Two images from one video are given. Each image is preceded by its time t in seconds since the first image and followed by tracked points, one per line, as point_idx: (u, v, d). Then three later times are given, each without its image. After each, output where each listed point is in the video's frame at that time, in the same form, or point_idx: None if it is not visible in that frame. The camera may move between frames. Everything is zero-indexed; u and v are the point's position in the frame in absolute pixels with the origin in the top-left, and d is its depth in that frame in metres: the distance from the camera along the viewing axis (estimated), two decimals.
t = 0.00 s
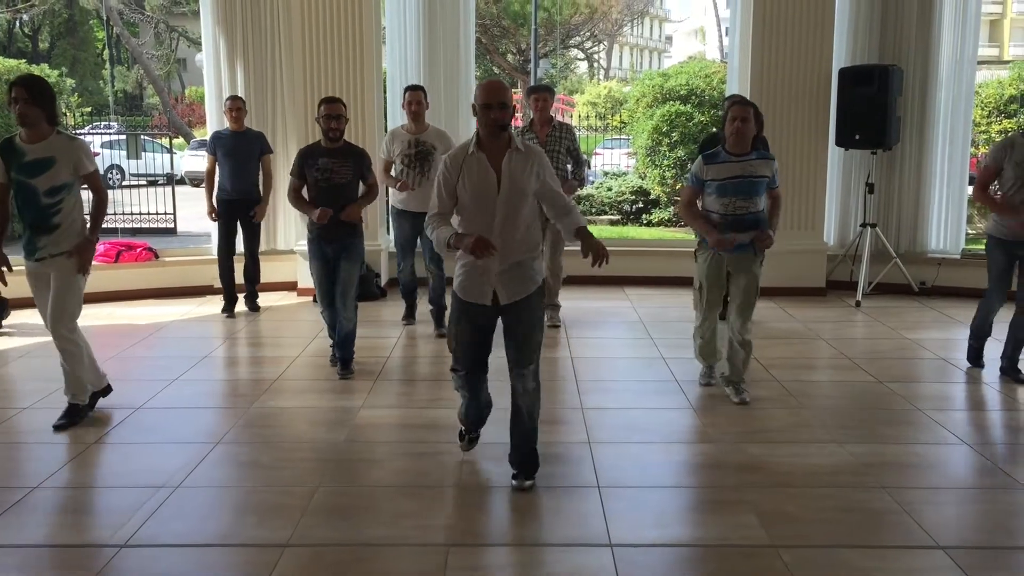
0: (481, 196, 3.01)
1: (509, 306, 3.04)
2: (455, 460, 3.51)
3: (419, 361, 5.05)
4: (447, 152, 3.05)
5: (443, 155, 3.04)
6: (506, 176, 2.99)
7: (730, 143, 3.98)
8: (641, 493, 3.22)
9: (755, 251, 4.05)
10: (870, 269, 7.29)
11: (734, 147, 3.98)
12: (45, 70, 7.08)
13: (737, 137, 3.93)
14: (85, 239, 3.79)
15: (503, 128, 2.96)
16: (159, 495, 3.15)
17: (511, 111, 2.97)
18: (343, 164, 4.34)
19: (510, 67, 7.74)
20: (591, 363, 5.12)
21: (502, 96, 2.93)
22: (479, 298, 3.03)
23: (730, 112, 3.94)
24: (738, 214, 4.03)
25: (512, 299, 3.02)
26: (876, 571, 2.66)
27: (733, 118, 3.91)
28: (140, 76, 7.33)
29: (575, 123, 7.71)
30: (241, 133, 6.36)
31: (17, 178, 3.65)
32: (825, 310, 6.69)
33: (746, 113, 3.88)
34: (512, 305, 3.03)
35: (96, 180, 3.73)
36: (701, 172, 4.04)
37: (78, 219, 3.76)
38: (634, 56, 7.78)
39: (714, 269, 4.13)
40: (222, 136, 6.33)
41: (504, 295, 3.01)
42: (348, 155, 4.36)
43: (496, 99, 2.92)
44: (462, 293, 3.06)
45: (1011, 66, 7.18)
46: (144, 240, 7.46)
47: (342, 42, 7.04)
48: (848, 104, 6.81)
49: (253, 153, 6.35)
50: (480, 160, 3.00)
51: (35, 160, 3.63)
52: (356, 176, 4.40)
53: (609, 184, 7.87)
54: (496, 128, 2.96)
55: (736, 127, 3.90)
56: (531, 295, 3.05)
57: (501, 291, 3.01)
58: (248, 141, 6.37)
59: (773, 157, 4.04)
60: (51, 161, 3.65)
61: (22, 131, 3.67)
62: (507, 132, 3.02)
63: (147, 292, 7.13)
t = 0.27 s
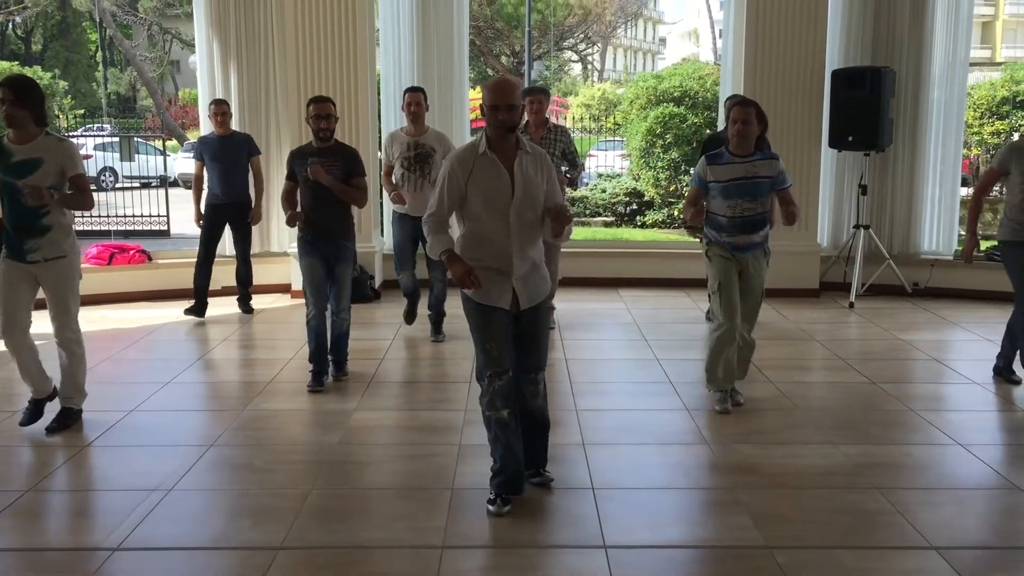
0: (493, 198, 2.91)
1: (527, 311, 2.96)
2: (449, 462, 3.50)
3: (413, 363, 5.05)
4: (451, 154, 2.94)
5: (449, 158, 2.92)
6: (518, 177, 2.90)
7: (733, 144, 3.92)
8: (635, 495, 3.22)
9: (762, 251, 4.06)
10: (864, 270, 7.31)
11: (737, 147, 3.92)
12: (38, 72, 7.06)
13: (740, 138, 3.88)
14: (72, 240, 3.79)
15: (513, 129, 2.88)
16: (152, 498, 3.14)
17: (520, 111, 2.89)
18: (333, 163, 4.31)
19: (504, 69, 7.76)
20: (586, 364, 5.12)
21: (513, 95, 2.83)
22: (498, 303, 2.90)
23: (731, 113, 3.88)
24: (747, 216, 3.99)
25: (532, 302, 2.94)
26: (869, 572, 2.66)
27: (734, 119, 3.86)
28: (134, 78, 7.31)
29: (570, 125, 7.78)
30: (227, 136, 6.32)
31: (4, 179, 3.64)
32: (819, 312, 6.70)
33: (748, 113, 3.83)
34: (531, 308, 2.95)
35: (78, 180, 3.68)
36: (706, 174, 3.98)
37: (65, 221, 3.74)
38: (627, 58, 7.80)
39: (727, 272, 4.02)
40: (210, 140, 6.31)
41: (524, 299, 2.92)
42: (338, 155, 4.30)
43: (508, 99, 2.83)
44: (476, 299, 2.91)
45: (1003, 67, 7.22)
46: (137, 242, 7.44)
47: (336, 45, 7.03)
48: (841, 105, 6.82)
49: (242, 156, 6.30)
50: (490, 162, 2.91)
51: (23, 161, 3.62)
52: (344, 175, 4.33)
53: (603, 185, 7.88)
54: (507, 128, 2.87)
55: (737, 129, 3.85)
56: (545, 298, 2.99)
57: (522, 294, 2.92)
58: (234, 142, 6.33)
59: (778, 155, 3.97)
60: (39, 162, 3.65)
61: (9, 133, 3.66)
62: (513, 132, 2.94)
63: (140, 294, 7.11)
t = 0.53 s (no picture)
0: (485, 203, 2.90)
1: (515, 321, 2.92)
2: (443, 465, 3.50)
3: (407, 365, 5.04)
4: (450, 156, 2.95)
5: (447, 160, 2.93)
6: (511, 184, 2.88)
7: (733, 146, 3.90)
8: (629, 496, 3.22)
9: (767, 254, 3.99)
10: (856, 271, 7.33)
11: (737, 148, 3.89)
12: (30, 75, 7.06)
13: (739, 141, 3.85)
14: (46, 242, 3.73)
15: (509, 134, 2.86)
16: (144, 501, 3.13)
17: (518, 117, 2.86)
18: (318, 167, 4.24)
19: (497, 70, 7.78)
20: (579, 366, 5.12)
21: (509, 100, 2.80)
22: (482, 311, 2.89)
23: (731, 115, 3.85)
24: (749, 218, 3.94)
25: (516, 313, 2.90)
26: (861, 572, 2.67)
27: (733, 121, 3.83)
28: (127, 80, 7.31)
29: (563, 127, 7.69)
30: (204, 139, 6.24)
31: None
32: (812, 313, 6.71)
33: (746, 115, 3.80)
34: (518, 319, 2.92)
35: (47, 180, 3.59)
36: (707, 174, 3.96)
37: (40, 223, 3.70)
38: (621, 60, 7.83)
39: (731, 277, 3.97)
40: (187, 144, 6.23)
41: (509, 308, 2.89)
42: (322, 159, 4.25)
43: (503, 104, 2.80)
44: (461, 304, 2.91)
45: (994, 69, 7.26)
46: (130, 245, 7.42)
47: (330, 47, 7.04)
48: (833, 107, 6.85)
49: (219, 160, 6.26)
50: (486, 166, 2.90)
51: None
52: (327, 178, 4.27)
53: (596, 187, 7.89)
54: (503, 133, 2.84)
55: (736, 131, 3.82)
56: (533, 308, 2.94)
57: (505, 303, 2.88)
58: (214, 145, 6.27)
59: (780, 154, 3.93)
60: (13, 165, 3.56)
61: None
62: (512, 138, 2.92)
63: (133, 297, 7.09)
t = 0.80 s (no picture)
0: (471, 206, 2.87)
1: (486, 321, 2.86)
2: (439, 466, 3.50)
3: (402, 367, 5.04)
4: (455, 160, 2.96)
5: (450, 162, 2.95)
6: (494, 188, 2.83)
7: (735, 149, 3.85)
8: (624, 497, 3.22)
9: (759, 257, 3.87)
10: (852, 272, 7.35)
11: (740, 154, 3.85)
12: (25, 78, 7.06)
13: (742, 150, 3.82)
14: (29, 247, 3.62)
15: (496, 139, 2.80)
16: (139, 504, 3.13)
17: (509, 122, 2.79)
18: (306, 171, 4.19)
19: (493, 72, 7.77)
20: (576, 368, 5.12)
21: (490, 105, 2.74)
22: (457, 311, 2.89)
23: (736, 122, 3.81)
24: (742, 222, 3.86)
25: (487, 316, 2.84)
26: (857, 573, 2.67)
27: (739, 129, 3.80)
28: (122, 82, 7.28)
29: (558, 128, 7.78)
30: (182, 139, 6.09)
31: None
32: (808, 314, 6.72)
33: (753, 125, 3.76)
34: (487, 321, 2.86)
35: (26, 184, 3.46)
36: (711, 173, 3.90)
37: (24, 227, 3.59)
38: (616, 61, 7.80)
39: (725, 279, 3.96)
40: (164, 145, 6.08)
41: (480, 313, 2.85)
42: (312, 162, 4.20)
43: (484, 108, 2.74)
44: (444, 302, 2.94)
45: (989, 70, 7.28)
46: (125, 247, 7.41)
47: (326, 50, 7.04)
48: (828, 108, 6.86)
49: (197, 163, 6.09)
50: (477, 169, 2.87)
51: None
52: (321, 182, 4.24)
53: (592, 189, 7.89)
54: (489, 137, 2.80)
55: (741, 140, 3.79)
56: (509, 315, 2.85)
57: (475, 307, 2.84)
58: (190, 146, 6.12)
59: (782, 160, 3.87)
60: None
61: None
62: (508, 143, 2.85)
63: (128, 299, 7.08)
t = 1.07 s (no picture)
0: (477, 209, 2.81)
1: (498, 328, 2.78)
2: (437, 468, 3.50)
3: (400, 369, 5.04)
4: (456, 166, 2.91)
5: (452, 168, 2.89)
6: (501, 189, 2.78)
7: (737, 152, 3.81)
8: (623, 499, 3.22)
9: (766, 256, 3.90)
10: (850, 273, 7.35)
11: (743, 158, 3.82)
12: (23, 80, 7.04)
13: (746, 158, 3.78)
14: (21, 253, 3.51)
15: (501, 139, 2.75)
16: (137, 507, 3.12)
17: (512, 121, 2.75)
18: (300, 172, 4.20)
19: (491, 74, 7.78)
20: (574, 369, 5.13)
21: (494, 103, 2.69)
22: (467, 317, 2.81)
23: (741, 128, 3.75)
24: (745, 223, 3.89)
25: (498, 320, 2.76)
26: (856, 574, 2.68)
27: (744, 137, 3.75)
28: (120, 85, 7.29)
29: (557, 130, 7.77)
30: (169, 142, 6.03)
31: None
32: (806, 315, 6.72)
33: (758, 133, 3.73)
34: (500, 327, 2.77)
35: (15, 189, 3.36)
36: (707, 177, 3.88)
37: (15, 232, 3.48)
38: (614, 62, 7.81)
39: (724, 280, 3.98)
40: (150, 149, 6.02)
41: (490, 316, 2.76)
42: (306, 163, 4.21)
43: (488, 107, 2.70)
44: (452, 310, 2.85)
45: (987, 70, 7.28)
46: (123, 250, 7.41)
47: (324, 53, 7.06)
48: (825, 110, 6.86)
49: (184, 165, 6.01)
50: (482, 171, 2.82)
51: None
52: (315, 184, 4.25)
53: (590, 190, 7.90)
54: (494, 137, 2.75)
55: (746, 147, 3.75)
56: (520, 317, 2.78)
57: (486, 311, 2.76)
58: (178, 149, 6.04)
59: (784, 161, 3.86)
60: None
61: None
62: (512, 143, 2.81)
63: (126, 301, 7.08)
